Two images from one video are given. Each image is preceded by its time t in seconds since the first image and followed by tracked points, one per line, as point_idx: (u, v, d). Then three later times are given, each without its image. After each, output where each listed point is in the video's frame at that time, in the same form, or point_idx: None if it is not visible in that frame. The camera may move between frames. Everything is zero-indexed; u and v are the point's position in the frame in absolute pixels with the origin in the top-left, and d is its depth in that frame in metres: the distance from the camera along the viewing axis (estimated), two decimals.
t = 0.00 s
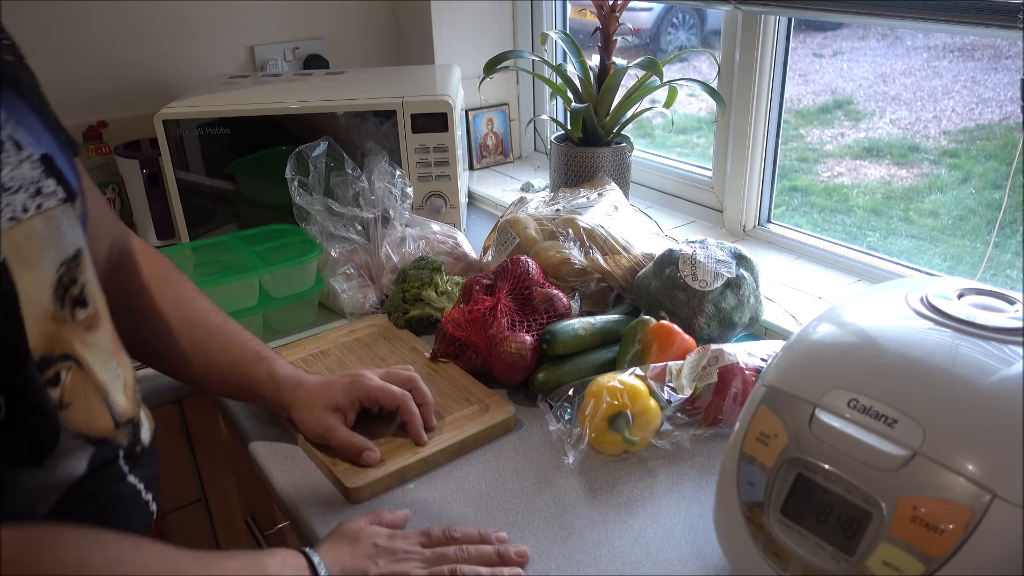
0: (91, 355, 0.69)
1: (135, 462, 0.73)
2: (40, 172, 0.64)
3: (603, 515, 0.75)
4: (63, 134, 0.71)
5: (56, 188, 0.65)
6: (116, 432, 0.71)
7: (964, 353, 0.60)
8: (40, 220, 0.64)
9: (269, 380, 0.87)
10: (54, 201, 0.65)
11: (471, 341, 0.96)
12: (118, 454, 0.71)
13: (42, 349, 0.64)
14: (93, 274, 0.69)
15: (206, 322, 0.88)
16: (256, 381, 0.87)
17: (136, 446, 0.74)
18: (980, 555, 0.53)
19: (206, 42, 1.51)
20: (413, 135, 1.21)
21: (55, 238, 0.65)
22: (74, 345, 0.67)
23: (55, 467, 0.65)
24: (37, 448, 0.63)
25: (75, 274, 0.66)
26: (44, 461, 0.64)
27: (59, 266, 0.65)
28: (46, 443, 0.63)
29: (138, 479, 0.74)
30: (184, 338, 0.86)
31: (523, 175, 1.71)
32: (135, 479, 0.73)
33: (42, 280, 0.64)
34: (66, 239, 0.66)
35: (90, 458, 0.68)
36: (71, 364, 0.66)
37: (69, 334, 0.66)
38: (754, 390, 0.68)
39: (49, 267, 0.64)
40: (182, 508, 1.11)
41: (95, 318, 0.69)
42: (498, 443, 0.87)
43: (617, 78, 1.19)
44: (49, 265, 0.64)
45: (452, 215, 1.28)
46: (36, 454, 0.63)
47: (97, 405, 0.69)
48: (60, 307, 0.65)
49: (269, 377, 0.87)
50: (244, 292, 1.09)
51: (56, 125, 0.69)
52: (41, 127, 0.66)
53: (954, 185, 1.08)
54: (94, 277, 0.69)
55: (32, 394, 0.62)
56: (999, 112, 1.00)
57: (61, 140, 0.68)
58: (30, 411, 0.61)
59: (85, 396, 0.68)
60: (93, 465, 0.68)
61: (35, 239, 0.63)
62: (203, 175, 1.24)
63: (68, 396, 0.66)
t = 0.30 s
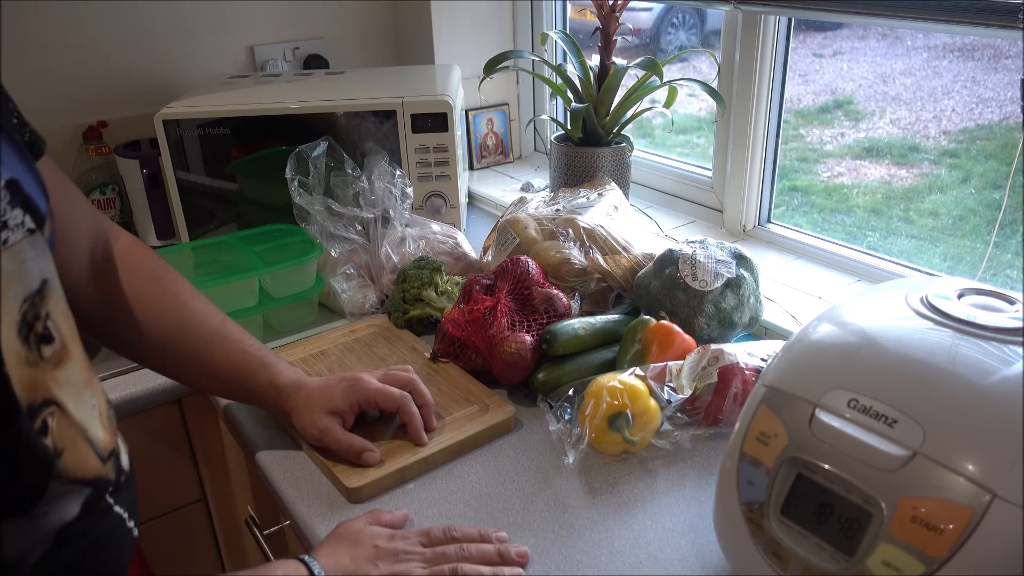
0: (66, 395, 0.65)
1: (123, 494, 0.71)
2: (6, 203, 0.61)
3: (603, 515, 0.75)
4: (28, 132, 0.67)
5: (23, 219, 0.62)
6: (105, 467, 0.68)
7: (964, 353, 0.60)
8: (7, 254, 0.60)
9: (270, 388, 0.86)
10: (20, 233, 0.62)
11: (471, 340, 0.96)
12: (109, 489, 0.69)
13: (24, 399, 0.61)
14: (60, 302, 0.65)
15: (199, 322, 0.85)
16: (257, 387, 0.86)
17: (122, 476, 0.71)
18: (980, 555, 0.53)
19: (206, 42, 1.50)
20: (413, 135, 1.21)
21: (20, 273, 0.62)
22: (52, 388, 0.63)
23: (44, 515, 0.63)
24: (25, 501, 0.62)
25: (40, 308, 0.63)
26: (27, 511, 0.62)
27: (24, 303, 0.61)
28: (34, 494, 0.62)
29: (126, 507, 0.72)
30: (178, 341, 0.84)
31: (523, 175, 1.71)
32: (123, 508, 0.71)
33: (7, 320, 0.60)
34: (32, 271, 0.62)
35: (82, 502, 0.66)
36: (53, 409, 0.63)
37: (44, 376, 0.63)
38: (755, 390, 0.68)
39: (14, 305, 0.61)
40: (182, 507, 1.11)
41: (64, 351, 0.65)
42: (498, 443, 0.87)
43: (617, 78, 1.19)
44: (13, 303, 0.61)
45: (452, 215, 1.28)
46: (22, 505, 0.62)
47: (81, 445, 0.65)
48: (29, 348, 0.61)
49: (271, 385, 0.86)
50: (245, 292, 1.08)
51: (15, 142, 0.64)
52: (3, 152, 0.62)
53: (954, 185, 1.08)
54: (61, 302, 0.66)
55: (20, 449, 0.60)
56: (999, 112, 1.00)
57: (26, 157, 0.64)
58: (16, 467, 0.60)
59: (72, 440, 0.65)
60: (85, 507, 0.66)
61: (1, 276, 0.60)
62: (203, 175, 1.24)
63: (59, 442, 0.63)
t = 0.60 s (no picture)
0: (81, 392, 0.64)
1: (136, 490, 0.69)
2: (11, 201, 0.60)
3: (603, 515, 0.75)
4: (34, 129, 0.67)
5: (29, 216, 0.61)
6: (116, 463, 0.66)
7: (964, 353, 0.60)
8: (12, 253, 0.60)
9: (270, 378, 0.85)
10: (26, 231, 0.61)
11: (471, 340, 0.96)
12: (121, 485, 0.67)
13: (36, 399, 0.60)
14: (71, 298, 0.65)
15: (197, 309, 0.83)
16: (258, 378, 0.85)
17: (133, 473, 0.69)
18: (979, 555, 0.53)
19: (206, 42, 1.50)
20: (413, 135, 1.21)
21: (27, 271, 0.61)
22: (65, 387, 0.62)
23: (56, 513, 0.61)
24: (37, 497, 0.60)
25: (48, 307, 0.62)
26: (42, 510, 0.61)
27: (32, 301, 0.61)
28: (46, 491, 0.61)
29: (139, 504, 0.69)
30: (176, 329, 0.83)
31: (523, 175, 1.71)
32: (136, 505, 0.68)
33: (17, 319, 0.59)
34: (38, 270, 0.62)
35: (95, 498, 0.64)
36: (65, 409, 0.62)
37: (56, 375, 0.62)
38: (754, 390, 0.68)
39: (22, 303, 0.60)
40: (182, 507, 1.11)
41: (78, 348, 0.64)
42: (498, 443, 0.87)
43: (617, 78, 1.19)
44: (22, 302, 0.60)
45: (452, 215, 1.28)
46: (34, 505, 0.60)
47: (96, 441, 0.64)
48: (41, 347, 0.61)
49: (271, 374, 0.85)
50: (245, 292, 1.09)
51: (22, 143, 0.64)
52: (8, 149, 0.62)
53: (954, 185, 1.08)
54: (71, 300, 0.65)
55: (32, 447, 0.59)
56: (1000, 112, 1.00)
57: (32, 155, 0.64)
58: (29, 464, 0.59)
59: (87, 438, 0.63)
60: (97, 504, 0.64)
61: (8, 274, 0.59)
62: (203, 175, 1.24)
63: (74, 441, 0.62)
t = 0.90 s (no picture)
0: (116, 353, 0.66)
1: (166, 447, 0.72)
2: (47, 176, 0.60)
3: (603, 515, 0.75)
4: (81, 116, 0.67)
5: (65, 191, 0.62)
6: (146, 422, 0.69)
7: (964, 353, 0.60)
8: (47, 226, 0.61)
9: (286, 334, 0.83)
10: (61, 205, 0.62)
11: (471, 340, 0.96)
12: (151, 441, 0.69)
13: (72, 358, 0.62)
14: (106, 267, 0.67)
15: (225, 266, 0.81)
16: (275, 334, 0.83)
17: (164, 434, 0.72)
18: (979, 555, 0.53)
19: (205, 42, 1.50)
20: (413, 135, 1.21)
21: (62, 242, 0.62)
22: (101, 347, 0.65)
23: (87, 464, 0.64)
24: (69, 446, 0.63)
25: (82, 275, 0.63)
26: (72, 460, 0.63)
27: (68, 269, 0.62)
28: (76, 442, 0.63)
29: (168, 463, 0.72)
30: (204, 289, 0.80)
31: (523, 175, 1.71)
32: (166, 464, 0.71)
33: (56, 285, 0.61)
34: (72, 241, 0.63)
35: (122, 453, 0.67)
36: (100, 366, 0.64)
37: (91, 335, 0.64)
38: (754, 390, 0.68)
39: (59, 271, 0.61)
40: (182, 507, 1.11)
41: (112, 312, 0.66)
42: (498, 443, 0.87)
43: (617, 78, 1.19)
44: (60, 269, 0.62)
45: (452, 215, 1.28)
46: (66, 455, 0.62)
47: (129, 400, 0.67)
48: (79, 309, 0.63)
49: (285, 331, 0.83)
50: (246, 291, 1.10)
51: (58, 114, 0.64)
52: (48, 124, 0.61)
53: (954, 185, 1.08)
54: (106, 269, 0.67)
55: (61, 402, 0.61)
56: (1000, 112, 1.00)
57: (67, 130, 0.64)
58: (58, 417, 0.61)
59: (120, 394, 0.66)
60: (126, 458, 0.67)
61: (43, 246, 0.60)
62: (203, 175, 1.25)
63: (107, 396, 0.65)
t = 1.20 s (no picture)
0: (121, 335, 0.68)
1: (166, 433, 0.73)
2: (60, 161, 0.64)
3: (603, 515, 0.75)
4: (100, 114, 0.76)
5: (77, 177, 0.65)
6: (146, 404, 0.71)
7: (964, 353, 0.60)
8: (59, 209, 0.64)
9: (317, 326, 0.82)
10: (73, 190, 0.65)
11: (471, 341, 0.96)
12: (149, 426, 0.71)
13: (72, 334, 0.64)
14: (118, 256, 0.69)
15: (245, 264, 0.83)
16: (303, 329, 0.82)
17: (166, 418, 0.74)
18: (979, 555, 0.53)
19: (205, 42, 1.50)
20: (413, 135, 1.21)
21: (75, 226, 0.65)
22: (104, 327, 0.66)
23: (83, 440, 0.65)
24: (66, 420, 0.63)
25: (94, 260, 0.66)
26: (68, 436, 0.64)
27: (79, 253, 0.65)
28: (73, 417, 0.64)
29: (172, 449, 0.74)
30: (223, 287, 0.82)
31: (523, 175, 1.71)
32: (168, 449, 0.73)
33: (65, 266, 0.63)
34: (85, 226, 0.66)
35: (121, 432, 0.68)
36: (98, 346, 0.66)
37: (96, 316, 0.66)
38: (755, 390, 0.68)
39: (70, 253, 0.64)
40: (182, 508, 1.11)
41: (121, 297, 0.69)
42: (498, 444, 0.87)
43: (617, 77, 1.19)
44: (70, 252, 0.64)
45: (452, 215, 1.28)
46: (63, 428, 0.63)
47: (129, 379, 0.69)
48: (85, 291, 0.65)
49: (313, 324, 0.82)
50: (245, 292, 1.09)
51: (76, 109, 0.68)
52: (65, 115, 0.65)
53: (954, 185, 1.08)
54: (119, 257, 0.69)
55: (59, 374, 0.62)
56: (999, 112, 1.00)
57: (82, 123, 0.68)
58: (57, 389, 0.62)
59: (118, 374, 0.68)
60: (125, 437, 0.69)
61: (56, 227, 0.63)
62: (203, 175, 1.25)
63: (103, 374, 0.66)
